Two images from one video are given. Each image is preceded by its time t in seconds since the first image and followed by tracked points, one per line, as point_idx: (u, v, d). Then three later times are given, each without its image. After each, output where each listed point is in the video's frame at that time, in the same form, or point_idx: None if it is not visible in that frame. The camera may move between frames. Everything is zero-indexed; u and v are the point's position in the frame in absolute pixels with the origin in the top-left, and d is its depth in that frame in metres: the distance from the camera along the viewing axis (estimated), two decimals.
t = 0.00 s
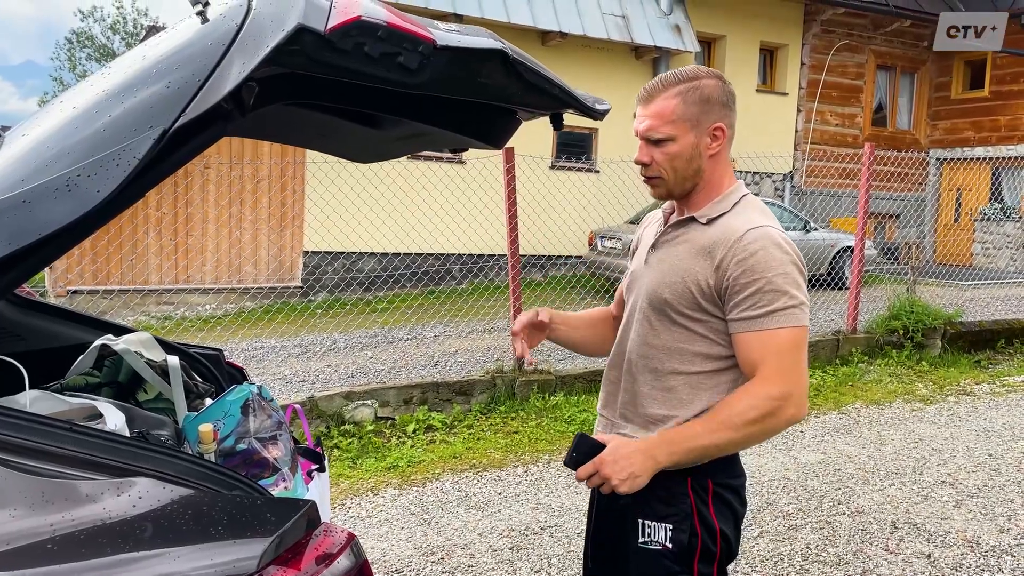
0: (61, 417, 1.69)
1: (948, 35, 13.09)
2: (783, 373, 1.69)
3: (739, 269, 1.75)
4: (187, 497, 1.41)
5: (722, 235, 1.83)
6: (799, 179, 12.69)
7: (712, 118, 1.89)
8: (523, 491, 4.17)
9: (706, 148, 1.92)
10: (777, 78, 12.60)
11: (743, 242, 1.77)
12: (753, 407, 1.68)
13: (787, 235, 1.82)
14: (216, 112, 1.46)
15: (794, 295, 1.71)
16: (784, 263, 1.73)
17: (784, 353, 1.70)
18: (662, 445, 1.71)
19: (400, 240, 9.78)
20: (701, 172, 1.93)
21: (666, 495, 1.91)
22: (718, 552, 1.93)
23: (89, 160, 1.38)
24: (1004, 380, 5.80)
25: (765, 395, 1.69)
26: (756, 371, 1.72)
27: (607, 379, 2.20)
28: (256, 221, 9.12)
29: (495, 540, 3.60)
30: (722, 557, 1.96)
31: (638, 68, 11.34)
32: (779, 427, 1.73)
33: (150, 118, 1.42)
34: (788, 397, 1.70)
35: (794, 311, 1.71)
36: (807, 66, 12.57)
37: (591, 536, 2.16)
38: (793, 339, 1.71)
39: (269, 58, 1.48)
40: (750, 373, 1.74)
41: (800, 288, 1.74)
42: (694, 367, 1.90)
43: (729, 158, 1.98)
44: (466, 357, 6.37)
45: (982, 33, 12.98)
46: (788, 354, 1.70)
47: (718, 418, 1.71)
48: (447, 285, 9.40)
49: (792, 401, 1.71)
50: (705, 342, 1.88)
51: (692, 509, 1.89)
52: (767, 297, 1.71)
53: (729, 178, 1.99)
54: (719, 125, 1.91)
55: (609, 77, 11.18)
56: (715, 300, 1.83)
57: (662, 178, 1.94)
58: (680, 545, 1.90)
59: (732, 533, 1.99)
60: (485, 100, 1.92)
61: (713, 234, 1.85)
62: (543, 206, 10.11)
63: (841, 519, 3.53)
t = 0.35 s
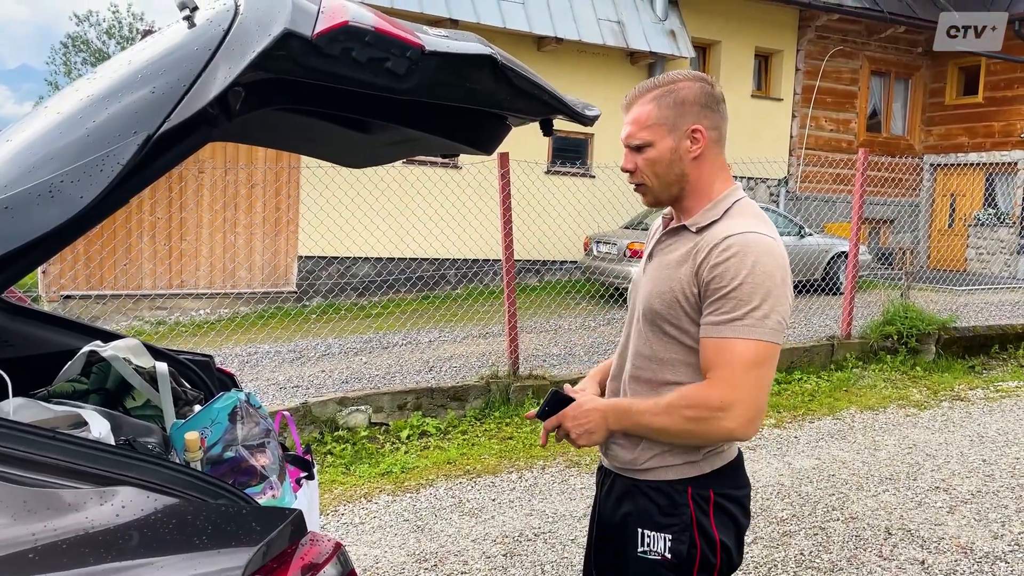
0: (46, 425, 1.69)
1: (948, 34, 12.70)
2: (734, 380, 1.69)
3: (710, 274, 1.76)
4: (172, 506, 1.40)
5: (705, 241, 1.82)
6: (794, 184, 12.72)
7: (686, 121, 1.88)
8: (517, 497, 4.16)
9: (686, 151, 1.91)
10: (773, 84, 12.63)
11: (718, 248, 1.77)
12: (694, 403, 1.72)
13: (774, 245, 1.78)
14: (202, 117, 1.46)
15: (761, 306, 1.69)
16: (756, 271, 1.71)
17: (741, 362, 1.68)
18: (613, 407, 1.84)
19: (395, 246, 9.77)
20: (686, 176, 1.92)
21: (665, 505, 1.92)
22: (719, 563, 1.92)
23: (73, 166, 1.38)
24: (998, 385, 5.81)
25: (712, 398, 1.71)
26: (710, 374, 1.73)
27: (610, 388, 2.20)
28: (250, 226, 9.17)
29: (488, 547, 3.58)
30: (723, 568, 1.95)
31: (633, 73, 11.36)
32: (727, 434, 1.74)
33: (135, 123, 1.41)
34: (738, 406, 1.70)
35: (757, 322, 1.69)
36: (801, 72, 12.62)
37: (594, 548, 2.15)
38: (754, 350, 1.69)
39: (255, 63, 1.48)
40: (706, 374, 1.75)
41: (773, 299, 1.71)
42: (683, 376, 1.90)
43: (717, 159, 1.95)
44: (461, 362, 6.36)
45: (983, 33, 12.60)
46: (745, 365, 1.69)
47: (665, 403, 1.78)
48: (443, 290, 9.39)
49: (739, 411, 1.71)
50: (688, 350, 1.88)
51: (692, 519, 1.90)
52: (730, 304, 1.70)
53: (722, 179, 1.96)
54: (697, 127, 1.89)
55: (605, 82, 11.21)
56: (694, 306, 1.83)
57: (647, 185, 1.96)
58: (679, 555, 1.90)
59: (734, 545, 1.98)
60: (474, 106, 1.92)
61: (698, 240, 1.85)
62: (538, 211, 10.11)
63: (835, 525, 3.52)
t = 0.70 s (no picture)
0: (36, 431, 1.69)
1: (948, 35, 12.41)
2: (748, 391, 1.67)
3: (707, 285, 1.74)
4: (162, 513, 1.39)
5: (698, 250, 1.81)
6: (791, 188, 12.75)
7: (671, 125, 1.88)
8: (514, 502, 4.15)
9: (673, 154, 1.90)
10: (769, 87, 12.66)
11: (714, 257, 1.75)
12: (714, 422, 1.70)
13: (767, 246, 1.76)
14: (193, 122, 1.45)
15: (763, 311, 1.67)
16: (754, 276, 1.69)
17: (753, 371, 1.67)
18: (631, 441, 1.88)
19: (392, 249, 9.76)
20: (675, 180, 1.92)
21: (666, 511, 1.91)
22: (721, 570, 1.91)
23: (63, 172, 1.36)
24: (994, 389, 5.81)
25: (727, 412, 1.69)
26: (725, 387, 1.71)
27: (616, 398, 2.19)
28: (246, 230, 9.13)
29: (484, 551, 3.57)
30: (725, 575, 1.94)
31: (630, 76, 11.37)
32: (753, 444, 1.71)
33: (128, 127, 1.40)
34: (757, 416, 1.68)
35: (764, 328, 1.67)
36: (798, 75, 12.65)
37: (597, 552, 2.14)
38: (765, 356, 1.67)
39: (248, 67, 1.47)
40: (720, 389, 1.73)
41: (773, 301, 1.70)
42: (690, 385, 1.89)
43: (707, 160, 1.94)
44: (458, 366, 6.35)
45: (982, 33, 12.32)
46: (757, 373, 1.67)
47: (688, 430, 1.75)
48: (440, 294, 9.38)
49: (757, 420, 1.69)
50: (692, 360, 1.87)
51: (693, 526, 1.89)
52: (733, 313, 1.68)
53: (714, 181, 1.95)
54: (682, 131, 1.89)
55: (602, 86, 11.23)
56: (692, 315, 1.82)
57: (639, 190, 1.98)
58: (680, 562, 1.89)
59: (737, 554, 1.96)
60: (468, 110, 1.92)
61: (690, 250, 1.84)
62: (535, 214, 10.10)
63: (832, 529, 3.51)
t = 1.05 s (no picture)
0: (37, 432, 1.69)
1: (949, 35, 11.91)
2: (784, 375, 1.62)
3: (713, 281, 1.72)
4: (163, 515, 1.39)
5: (692, 248, 1.80)
6: (792, 189, 12.75)
7: (658, 128, 1.91)
8: (515, 503, 4.14)
9: (663, 157, 1.93)
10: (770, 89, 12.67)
11: (711, 250, 1.74)
12: (771, 419, 1.62)
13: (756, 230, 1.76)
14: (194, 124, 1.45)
15: (772, 291, 1.65)
16: (752, 261, 1.68)
17: (779, 352, 1.63)
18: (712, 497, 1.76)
19: (394, 251, 9.77)
20: (667, 183, 1.95)
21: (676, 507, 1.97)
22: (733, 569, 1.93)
23: (64, 173, 1.37)
24: (996, 390, 5.80)
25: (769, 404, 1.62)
26: (763, 379, 1.65)
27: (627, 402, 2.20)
28: (248, 231, 9.14)
29: (486, 553, 3.57)
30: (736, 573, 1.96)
31: (631, 78, 11.37)
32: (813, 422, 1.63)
33: (128, 128, 1.41)
34: (802, 397, 1.61)
35: (779, 307, 1.64)
36: (799, 77, 12.64)
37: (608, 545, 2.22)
38: (789, 336, 1.63)
39: (248, 69, 1.47)
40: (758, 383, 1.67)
41: (778, 281, 1.68)
42: (701, 381, 1.90)
43: (696, 157, 1.95)
44: (459, 367, 6.36)
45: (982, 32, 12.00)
46: (785, 353, 1.62)
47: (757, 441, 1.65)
48: (441, 295, 9.39)
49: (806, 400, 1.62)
50: (706, 356, 1.86)
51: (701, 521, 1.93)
52: (743, 302, 1.66)
53: (708, 179, 1.95)
54: (668, 132, 1.92)
55: (603, 87, 11.23)
56: (700, 310, 1.81)
57: (637, 199, 2.01)
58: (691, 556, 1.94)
59: (747, 552, 1.98)
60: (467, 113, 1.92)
61: (686, 249, 1.82)
62: (537, 216, 10.11)
63: (833, 531, 3.51)
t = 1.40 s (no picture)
0: (50, 431, 1.70)
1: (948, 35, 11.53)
2: (768, 375, 1.67)
3: (702, 284, 1.74)
4: (174, 513, 1.40)
5: (680, 253, 1.82)
6: (800, 189, 12.72)
7: (635, 158, 1.92)
8: (523, 503, 4.14)
9: (643, 185, 1.94)
10: (778, 88, 12.63)
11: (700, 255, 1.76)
12: (748, 416, 1.68)
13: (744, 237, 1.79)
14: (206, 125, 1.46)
15: (757, 297, 1.69)
16: (742, 266, 1.71)
17: (764, 354, 1.68)
18: (677, 483, 1.80)
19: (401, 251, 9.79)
20: (653, 209, 1.95)
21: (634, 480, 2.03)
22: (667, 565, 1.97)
23: (75, 173, 1.38)
24: (1006, 391, 5.76)
25: (752, 398, 1.68)
26: (744, 379, 1.70)
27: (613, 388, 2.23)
28: (256, 232, 9.19)
29: (494, 553, 3.57)
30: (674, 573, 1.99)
31: (639, 78, 11.37)
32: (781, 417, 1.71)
33: (140, 129, 1.42)
34: (781, 395, 1.68)
35: (762, 312, 1.69)
36: (807, 76, 12.60)
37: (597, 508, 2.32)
38: (771, 339, 1.68)
39: (259, 69, 1.48)
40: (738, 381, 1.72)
41: (764, 286, 1.71)
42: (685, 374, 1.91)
43: (675, 179, 1.97)
44: (467, 368, 6.37)
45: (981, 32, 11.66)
46: (769, 355, 1.68)
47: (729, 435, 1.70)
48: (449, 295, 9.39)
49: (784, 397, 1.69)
50: (690, 353, 1.89)
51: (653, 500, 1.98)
52: (730, 305, 1.69)
53: (689, 195, 1.97)
54: (646, 162, 1.94)
55: (610, 87, 11.22)
56: (685, 312, 1.83)
57: (631, 231, 2.01)
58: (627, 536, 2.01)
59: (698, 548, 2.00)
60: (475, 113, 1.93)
61: (675, 253, 1.85)
62: (544, 216, 10.11)
63: (842, 532, 3.50)
